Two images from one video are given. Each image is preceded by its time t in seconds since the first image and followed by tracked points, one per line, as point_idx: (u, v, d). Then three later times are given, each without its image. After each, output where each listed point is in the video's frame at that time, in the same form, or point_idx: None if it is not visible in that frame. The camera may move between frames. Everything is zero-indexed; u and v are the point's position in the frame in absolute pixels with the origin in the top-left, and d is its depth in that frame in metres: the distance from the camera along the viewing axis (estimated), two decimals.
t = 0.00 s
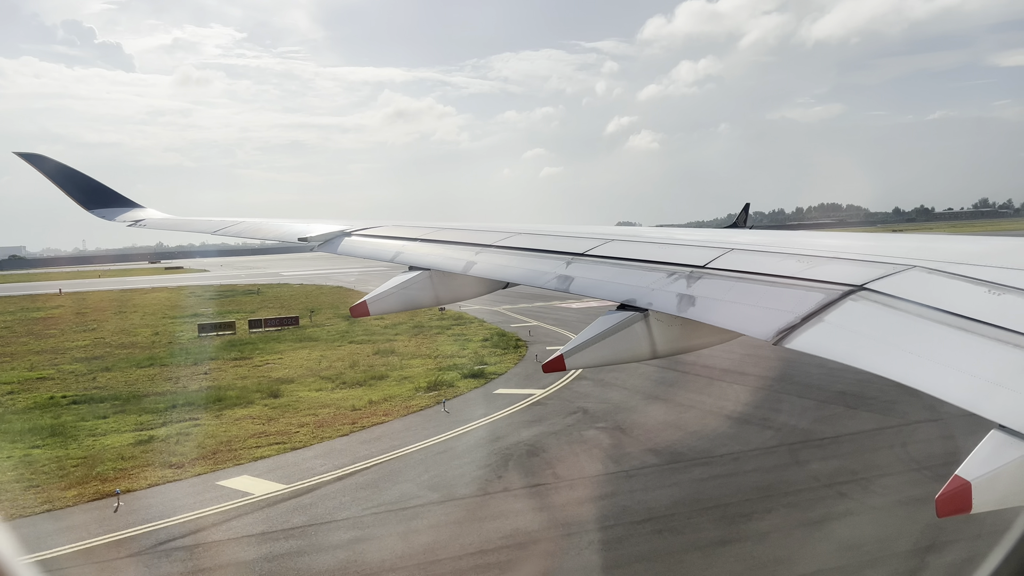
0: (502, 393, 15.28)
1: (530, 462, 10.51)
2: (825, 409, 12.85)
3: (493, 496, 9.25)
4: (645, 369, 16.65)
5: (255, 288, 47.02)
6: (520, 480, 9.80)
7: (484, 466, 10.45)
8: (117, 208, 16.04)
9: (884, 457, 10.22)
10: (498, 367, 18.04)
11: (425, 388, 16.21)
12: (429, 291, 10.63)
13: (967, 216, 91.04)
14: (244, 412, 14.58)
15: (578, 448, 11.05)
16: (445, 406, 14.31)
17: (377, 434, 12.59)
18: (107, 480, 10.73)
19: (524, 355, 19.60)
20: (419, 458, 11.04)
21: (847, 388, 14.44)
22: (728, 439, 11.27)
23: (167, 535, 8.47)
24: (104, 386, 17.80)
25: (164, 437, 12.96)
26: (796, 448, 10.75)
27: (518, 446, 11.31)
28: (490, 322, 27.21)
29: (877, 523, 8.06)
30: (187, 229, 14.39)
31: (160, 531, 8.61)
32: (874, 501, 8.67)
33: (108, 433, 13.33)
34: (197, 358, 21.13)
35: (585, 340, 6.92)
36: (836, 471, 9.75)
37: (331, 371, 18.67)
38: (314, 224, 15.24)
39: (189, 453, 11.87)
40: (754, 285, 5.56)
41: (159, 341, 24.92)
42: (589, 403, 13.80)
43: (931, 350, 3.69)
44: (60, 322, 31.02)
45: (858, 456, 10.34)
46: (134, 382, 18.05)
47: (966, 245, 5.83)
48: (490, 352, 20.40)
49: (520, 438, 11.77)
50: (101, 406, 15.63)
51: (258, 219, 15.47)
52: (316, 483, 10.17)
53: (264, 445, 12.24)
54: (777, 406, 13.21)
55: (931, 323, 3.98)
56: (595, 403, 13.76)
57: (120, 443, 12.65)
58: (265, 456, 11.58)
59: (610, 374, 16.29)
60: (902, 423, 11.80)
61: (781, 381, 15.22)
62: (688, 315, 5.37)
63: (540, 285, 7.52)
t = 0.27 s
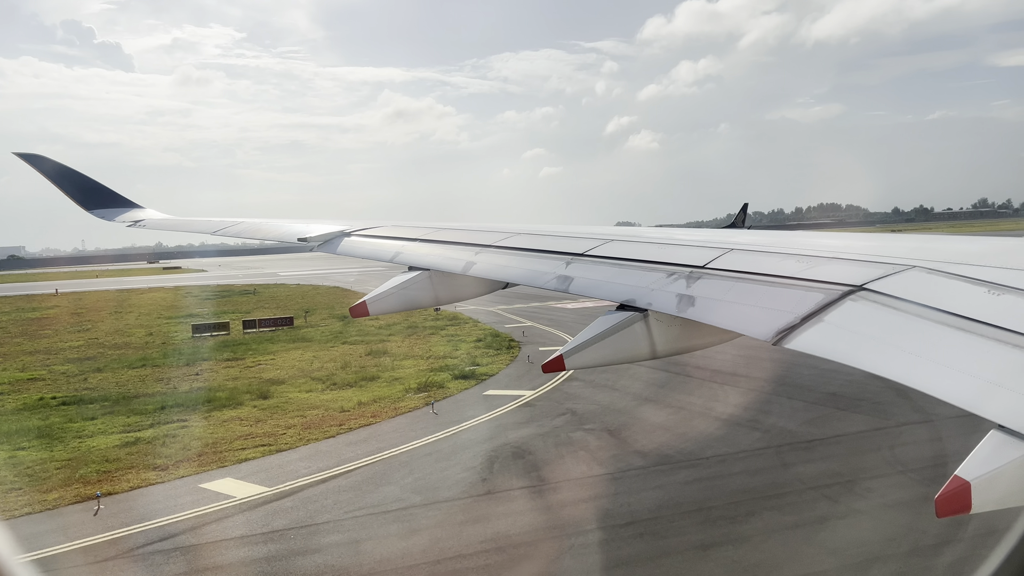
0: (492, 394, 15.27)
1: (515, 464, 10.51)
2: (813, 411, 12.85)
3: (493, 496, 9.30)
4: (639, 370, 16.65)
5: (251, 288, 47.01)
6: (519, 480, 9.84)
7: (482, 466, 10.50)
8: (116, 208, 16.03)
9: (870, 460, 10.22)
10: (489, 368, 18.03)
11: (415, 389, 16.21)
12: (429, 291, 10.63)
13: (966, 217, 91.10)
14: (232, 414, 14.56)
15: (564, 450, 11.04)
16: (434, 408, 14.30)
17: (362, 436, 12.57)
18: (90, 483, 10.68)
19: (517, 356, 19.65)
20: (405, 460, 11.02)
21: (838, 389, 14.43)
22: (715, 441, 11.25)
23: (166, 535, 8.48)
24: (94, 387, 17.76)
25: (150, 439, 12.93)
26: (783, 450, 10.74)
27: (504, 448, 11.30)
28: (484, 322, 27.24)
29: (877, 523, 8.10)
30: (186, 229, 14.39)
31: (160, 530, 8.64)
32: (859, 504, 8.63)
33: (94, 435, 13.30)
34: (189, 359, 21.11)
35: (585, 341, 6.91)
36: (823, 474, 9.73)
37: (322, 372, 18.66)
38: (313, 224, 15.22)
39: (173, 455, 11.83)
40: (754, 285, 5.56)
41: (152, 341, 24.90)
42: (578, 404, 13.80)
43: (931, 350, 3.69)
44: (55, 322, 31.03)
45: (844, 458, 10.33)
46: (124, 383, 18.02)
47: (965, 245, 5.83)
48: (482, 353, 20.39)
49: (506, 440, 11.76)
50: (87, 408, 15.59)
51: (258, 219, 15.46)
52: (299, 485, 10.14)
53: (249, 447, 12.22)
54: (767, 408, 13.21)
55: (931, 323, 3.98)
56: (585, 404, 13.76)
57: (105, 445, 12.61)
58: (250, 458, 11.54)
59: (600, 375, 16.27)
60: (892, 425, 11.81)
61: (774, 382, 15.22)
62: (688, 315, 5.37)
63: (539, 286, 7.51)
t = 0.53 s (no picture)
0: (483, 395, 15.29)
1: (501, 467, 10.52)
2: (802, 413, 12.84)
3: (492, 496, 9.38)
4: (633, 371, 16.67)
5: (248, 288, 47.03)
6: (519, 480, 9.89)
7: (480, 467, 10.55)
8: (116, 208, 16.05)
9: (856, 462, 10.24)
10: (480, 370, 18.02)
11: (405, 390, 16.23)
12: (428, 291, 10.64)
13: (965, 218, 91.19)
14: (220, 415, 14.54)
15: (550, 453, 11.04)
16: (422, 409, 14.30)
17: (348, 438, 12.58)
18: (73, 485, 10.63)
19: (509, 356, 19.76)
20: (391, 462, 11.04)
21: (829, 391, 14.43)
22: (702, 443, 11.26)
23: (167, 536, 8.46)
24: (85, 388, 17.74)
25: (135, 441, 12.90)
26: (770, 452, 10.74)
27: (490, 451, 11.31)
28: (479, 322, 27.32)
29: (876, 525, 8.17)
30: (186, 229, 14.40)
31: (161, 529, 8.69)
32: (843, 507, 8.63)
33: (82, 437, 13.29)
34: (181, 360, 21.09)
35: (584, 341, 6.91)
36: (807, 476, 9.74)
37: (313, 373, 18.65)
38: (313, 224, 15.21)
39: (158, 457, 11.81)
40: (754, 286, 5.57)
41: (146, 342, 24.86)
42: (567, 405, 13.81)
43: (930, 350, 3.70)
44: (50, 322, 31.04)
45: (830, 461, 10.33)
46: (115, 384, 17.99)
47: (965, 245, 5.86)
48: (474, 354, 20.37)
49: (492, 442, 11.77)
50: (75, 409, 15.54)
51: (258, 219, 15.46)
52: (282, 488, 10.13)
53: (235, 449, 12.18)
54: (756, 409, 13.21)
55: (930, 324, 3.99)
56: (575, 406, 13.76)
57: (91, 447, 12.58)
58: (235, 460, 11.50)
59: (591, 377, 16.26)
60: (880, 427, 11.82)
61: (766, 384, 15.20)
62: (688, 316, 5.37)
63: (539, 286, 7.52)
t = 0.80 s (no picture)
0: (473, 397, 15.30)
1: (485, 468, 10.43)
2: (791, 415, 12.80)
3: (493, 494, 9.37)
4: (627, 371, 16.78)
5: (244, 289, 47.01)
6: (519, 479, 9.88)
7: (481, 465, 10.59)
8: (116, 208, 16.15)
9: (844, 464, 10.13)
10: (470, 371, 18.01)
11: (394, 391, 16.23)
12: (428, 291, 10.81)
13: (962, 218, 91.52)
14: (209, 416, 14.50)
15: (536, 454, 10.99)
16: (411, 410, 14.26)
17: (335, 439, 12.51)
18: (55, 486, 10.49)
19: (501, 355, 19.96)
20: (377, 463, 10.95)
21: (819, 392, 14.46)
22: (689, 445, 11.18)
23: (171, 535, 8.49)
24: (74, 388, 17.71)
25: (121, 441, 12.81)
26: (756, 454, 10.64)
27: (476, 452, 11.21)
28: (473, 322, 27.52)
29: (880, 521, 8.28)
30: (185, 229, 14.51)
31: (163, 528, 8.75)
32: (828, 510, 8.52)
33: (69, 437, 13.19)
34: (173, 360, 21.10)
35: (585, 340, 7.08)
36: (792, 479, 9.63)
37: (304, 373, 18.63)
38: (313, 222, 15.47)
39: (143, 458, 11.71)
40: (754, 286, 5.74)
41: (140, 342, 24.86)
42: (556, 407, 13.86)
43: (929, 350, 3.87)
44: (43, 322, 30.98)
45: (819, 463, 10.23)
46: (105, 385, 17.96)
47: (967, 245, 6.05)
48: (465, 355, 20.40)
49: (478, 443, 11.70)
50: (63, 409, 15.47)
51: (257, 219, 15.59)
52: (266, 489, 10.02)
53: (221, 449, 12.10)
54: (745, 410, 13.13)
55: (930, 324, 4.16)
56: (563, 407, 13.82)
57: (76, 448, 12.49)
58: (219, 462, 11.39)
59: (581, 378, 16.28)
60: (869, 429, 11.82)
61: (758, 385, 15.22)
62: (688, 315, 5.54)
63: (540, 286, 7.69)
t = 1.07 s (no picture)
0: (462, 398, 15.24)
1: (469, 471, 10.37)
2: (781, 417, 12.68)
3: (492, 494, 9.39)
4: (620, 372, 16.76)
5: (241, 288, 46.97)
6: (519, 479, 9.92)
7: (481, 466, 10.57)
8: (116, 208, 16.12)
9: (830, 467, 10.06)
10: (462, 372, 17.97)
11: (384, 392, 16.17)
12: (428, 291, 10.78)
13: (964, 219, 91.33)
14: (197, 417, 14.46)
15: (523, 456, 10.92)
16: (399, 412, 14.17)
17: (321, 441, 12.43)
18: (35, 489, 10.39)
19: (494, 356, 20.00)
20: (359, 466, 10.86)
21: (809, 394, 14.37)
22: (676, 447, 11.08)
23: (170, 535, 8.50)
24: (64, 389, 17.66)
25: (106, 443, 12.74)
26: (743, 457, 10.56)
27: (461, 454, 11.16)
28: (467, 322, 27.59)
29: (880, 521, 8.26)
30: (186, 229, 14.46)
31: (162, 527, 8.77)
32: (809, 514, 8.45)
33: (55, 438, 13.13)
34: (165, 361, 21.07)
35: (584, 341, 7.04)
36: (777, 482, 9.54)
37: (295, 374, 18.58)
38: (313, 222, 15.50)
39: (128, 460, 11.65)
40: (753, 286, 5.71)
41: (134, 342, 24.83)
42: (546, 408, 13.80)
43: (929, 350, 3.84)
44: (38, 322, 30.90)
45: (803, 466, 10.13)
46: (96, 385, 17.91)
47: (968, 245, 6.05)
48: (458, 356, 20.36)
49: (464, 446, 11.63)
50: (52, 410, 15.44)
51: (258, 219, 15.59)
52: (248, 492, 9.93)
53: (206, 451, 12.04)
54: (734, 413, 12.99)
55: (931, 324, 4.13)
56: (553, 409, 13.75)
57: (62, 449, 12.43)
58: (203, 463, 11.33)
59: (572, 380, 16.19)
60: (858, 432, 11.71)
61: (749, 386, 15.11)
62: (688, 316, 5.51)
63: (539, 286, 7.66)
